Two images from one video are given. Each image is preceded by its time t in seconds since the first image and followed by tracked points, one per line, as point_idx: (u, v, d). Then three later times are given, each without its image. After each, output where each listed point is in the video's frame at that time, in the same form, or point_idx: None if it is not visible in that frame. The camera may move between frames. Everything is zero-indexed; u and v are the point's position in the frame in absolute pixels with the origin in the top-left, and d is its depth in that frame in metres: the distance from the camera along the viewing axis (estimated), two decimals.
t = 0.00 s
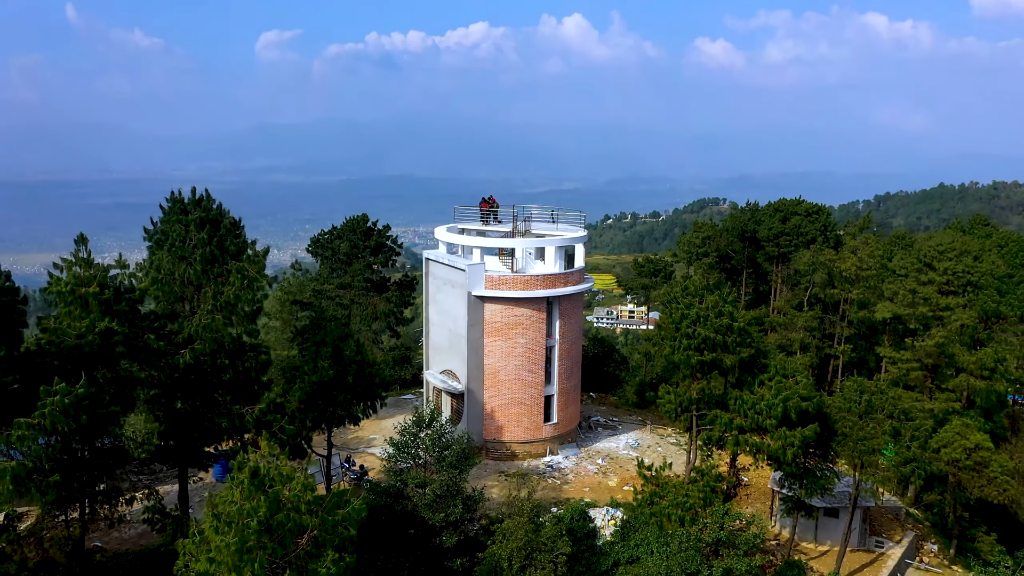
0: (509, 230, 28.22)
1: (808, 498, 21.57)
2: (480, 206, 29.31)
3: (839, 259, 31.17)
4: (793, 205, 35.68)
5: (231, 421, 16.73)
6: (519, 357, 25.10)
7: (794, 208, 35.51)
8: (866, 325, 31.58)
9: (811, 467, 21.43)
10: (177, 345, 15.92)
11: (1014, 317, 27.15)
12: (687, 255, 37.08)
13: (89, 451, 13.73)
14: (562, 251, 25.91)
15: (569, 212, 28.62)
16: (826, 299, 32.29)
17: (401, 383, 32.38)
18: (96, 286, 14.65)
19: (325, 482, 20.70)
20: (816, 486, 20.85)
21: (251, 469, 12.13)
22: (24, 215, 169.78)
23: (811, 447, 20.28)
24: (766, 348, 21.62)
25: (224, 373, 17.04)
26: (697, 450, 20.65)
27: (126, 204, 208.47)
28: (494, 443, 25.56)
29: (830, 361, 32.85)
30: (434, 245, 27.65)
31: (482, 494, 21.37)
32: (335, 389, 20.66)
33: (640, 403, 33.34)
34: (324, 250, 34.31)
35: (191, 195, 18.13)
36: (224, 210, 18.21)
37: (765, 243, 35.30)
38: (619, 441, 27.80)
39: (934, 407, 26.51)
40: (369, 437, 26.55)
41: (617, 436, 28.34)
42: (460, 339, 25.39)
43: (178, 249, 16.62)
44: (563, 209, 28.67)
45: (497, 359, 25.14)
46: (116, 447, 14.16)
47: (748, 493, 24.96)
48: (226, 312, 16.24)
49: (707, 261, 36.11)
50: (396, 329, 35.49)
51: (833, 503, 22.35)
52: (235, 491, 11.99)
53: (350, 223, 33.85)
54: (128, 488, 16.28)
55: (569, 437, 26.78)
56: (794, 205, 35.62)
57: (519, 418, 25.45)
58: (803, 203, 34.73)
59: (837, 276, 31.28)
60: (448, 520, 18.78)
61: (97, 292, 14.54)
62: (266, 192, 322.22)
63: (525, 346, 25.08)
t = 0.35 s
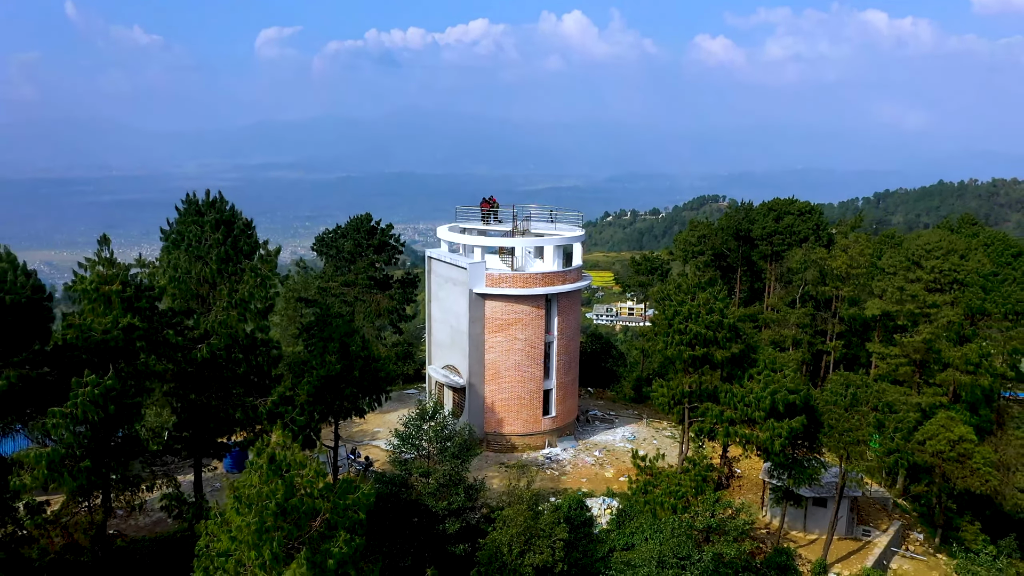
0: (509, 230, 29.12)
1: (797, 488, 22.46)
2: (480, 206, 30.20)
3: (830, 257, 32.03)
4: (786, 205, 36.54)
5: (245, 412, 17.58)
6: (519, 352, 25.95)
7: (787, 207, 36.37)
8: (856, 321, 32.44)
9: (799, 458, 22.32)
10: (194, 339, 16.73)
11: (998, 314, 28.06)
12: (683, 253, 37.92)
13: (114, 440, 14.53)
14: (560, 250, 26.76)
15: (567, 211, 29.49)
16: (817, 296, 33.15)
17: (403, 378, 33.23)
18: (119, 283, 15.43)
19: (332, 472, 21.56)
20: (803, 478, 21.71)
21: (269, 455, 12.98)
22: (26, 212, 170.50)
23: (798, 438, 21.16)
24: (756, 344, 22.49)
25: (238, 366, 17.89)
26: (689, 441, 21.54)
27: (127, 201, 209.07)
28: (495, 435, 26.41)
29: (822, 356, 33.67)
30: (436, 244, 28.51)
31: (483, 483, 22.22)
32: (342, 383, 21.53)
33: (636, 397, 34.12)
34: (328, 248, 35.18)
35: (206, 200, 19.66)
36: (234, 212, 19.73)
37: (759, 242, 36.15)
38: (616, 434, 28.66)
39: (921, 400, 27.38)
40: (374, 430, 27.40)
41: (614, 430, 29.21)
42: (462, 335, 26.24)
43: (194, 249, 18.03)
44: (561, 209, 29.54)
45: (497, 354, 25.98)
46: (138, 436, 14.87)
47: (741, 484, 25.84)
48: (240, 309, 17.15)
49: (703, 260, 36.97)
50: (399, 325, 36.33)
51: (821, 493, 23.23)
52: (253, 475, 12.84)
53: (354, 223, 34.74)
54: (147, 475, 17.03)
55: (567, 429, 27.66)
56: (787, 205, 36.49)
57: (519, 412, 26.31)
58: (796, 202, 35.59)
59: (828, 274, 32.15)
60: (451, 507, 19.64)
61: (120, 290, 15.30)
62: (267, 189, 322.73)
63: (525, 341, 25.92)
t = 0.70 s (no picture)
0: (509, 229, 29.98)
1: (785, 479, 23.32)
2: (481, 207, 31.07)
3: (822, 255, 32.87)
4: (780, 205, 37.36)
5: (257, 404, 18.43)
6: (518, 349, 26.81)
7: (781, 207, 37.19)
8: (847, 318, 33.31)
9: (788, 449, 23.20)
10: (208, 337, 17.47)
11: (983, 311, 28.89)
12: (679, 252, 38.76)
13: (137, 432, 15.33)
14: (559, 249, 27.62)
15: (565, 212, 30.32)
16: (810, 294, 34.01)
17: (406, 373, 34.10)
18: (139, 283, 16.24)
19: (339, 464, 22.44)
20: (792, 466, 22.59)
21: (283, 444, 13.78)
22: (28, 209, 171.13)
23: (787, 431, 22.03)
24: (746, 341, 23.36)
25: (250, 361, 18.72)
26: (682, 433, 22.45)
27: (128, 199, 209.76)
28: (495, 429, 27.29)
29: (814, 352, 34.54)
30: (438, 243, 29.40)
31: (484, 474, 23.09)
32: (349, 377, 22.41)
33: (632, 393, 34.93)
34: (333, 248, 36.05)
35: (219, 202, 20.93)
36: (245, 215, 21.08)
37: (753, 241, 36.98)
38: (612, 428, 29.52)
39: (909, 395, 28.20)
40: (378, 424, 28.26)
41: (611, 424, 30.08)
42: (463, 332, 27.09)
43: (209, 248, 19.00)
44: (560, 210, 30.39)
45: (497, 350, 26.86)
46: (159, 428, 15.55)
47: (733, 476, 26.69)
48: (252, 308, 18.19)
49: (699, 258, 37.78)
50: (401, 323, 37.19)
51: (809, 484, 24.13)
52: (269, 462, 13.68)
53: (357, 223, 35.62)
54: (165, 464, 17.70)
55: (565, 423, 28.54)
56: (781, 205, 37.30)
57: (519, 406, 27.18)
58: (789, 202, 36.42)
59: (820, 272, 32.98)
60: (453, 497, 20.48)
61: (140, 289, 16.16)
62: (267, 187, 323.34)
63: (524, 338, 26.79)
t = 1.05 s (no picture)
0: (508, 229, 30.80)
1: (775, 470, 24.20)
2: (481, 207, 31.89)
3: (813, 254, 33.74)
4: (773, 205, 38.20)
5: (268, 398, 19.31)
6: (518, 345, 27.66)
7: (774, 207, 38.04)
8: (839, 315, 34.20)
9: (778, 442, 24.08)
10: (221, 333, 18.54)
11: (970, 309, 29.75)
12: (676, 250, 39.61)
13: (158, 422, 16.33)
14: (557, 248, 28.46)
15: (564, 212, 31.16)
16: (802, 292, 34.86)
17: (408, 369, 34.96)
18: (156, 282, 17.12)
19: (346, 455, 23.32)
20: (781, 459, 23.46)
21: (296, 434, 14.56)
22: (30, 207, 171.75)
23: (776, 424, 22.90)
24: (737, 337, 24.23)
25: (260, 356, 19.56)
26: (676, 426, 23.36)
27: (129, 196, 210.38)
28: (495, 423, 28.14)
29: (808, 348, 35.38)
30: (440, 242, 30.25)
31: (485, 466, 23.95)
32: (355, 373, 23.29)
33: (630, 388, 35.79)
34: (336, 247, 36.90)
35: (230, 204, 22.01)
36: (255, 216, 22.17)
37: (747, 240, 37.83)
38: (609, 422, 30.38)
39: (897, 391, 29.07)
40: (381, 418, 29.08)
41: (608, 418, 30.95)
42: (464, 329, 27.93)
43: (223, 250, 19.78)
44: (558, 210, 31.23)
45: (498, 346, 27.70)
46: (179, 417, 16.58)
47: (726, 468, 27.57)
48: (264, 305, 19.01)
49: (694, 257, 38.62)
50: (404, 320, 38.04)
51: (799, 476, 25.01)
52: (283, 451, 14.56)
53: (361, 222, 36.45)
54: (180, 455, 18.45)
55: (563, 417, 29.42)
56: (774, 205, 38.15)
57: (518, 401, 28.05)
58: (782, 202, 37.28)
59: (812, 271, 33.85)
60: (454, 487, 21.32)
61: (158, 288, 16.97)
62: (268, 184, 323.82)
63: (523, 335, 27.63)
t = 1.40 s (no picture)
0: (508, 229, 31.62)
1: (766, 462, 25.05)
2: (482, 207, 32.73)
3: (806, 253, 34.59)
4: (768, 204, 39.04)
5: (278, 392, 20.17)
6: (517, 342, 28.52)
7: (769, 206, 38.87)
8: (831, 313, 35.06)
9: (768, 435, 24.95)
10: (234, 330, 19.49)
11: (957, 307, 30.61)
12: (672, 249, 40.45)
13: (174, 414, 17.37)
14: (556, 248, 29.30)
15: (562, 212, 31.99)
16: (794, 290, 35.68)
17: (411, 365, 35.82)
18: (173, 281, 17.88)
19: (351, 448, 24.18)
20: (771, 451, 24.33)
21: (308, 425, 15.39)
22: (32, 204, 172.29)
23: (766, 417, 23.76)
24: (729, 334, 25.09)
25: (271, 352, 20.59)
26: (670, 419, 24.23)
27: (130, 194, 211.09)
28: (496, 417, 29.01)
29: (801, 345, 36.25)
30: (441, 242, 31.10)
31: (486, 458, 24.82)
32: (360, 369, 24.14)
33: (627, 383, 36.66)
34: (340, 246, 37.74)
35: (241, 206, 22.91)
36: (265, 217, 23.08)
37: (742, 239, 38.68)
38: (606, 417, 31.25)
39: (885, 387, 29.91)
40: (385, 412, 29.93)
41: (605, 413, 31.81)
42: (465, 326, 28.77)
43: (235, 251, 20.67)
44: (557, 210, 32.05)
45: (498, 343, 28.56)
46: (195, 411, 17.58)
47: (719, 461, 28.42)
48: (275, 303, 19.87)
49: (690, 255, 39.45)
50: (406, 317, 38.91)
51: (789, 468, 25.90)
52: (296, 441, 15.42)
53: (364, 222, 37.28)
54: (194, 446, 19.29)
55: (561, 412, 30.29)
56: (768, 204, 38.98)
57: (517, 396, 28.91)
58: (776, 202, 38.11)
59: (804, 269, 34.69)
60: (456, 478, 22.21)
61: (174, 286, 17.74)
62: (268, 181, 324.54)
63: (523, 332, 28.49)
